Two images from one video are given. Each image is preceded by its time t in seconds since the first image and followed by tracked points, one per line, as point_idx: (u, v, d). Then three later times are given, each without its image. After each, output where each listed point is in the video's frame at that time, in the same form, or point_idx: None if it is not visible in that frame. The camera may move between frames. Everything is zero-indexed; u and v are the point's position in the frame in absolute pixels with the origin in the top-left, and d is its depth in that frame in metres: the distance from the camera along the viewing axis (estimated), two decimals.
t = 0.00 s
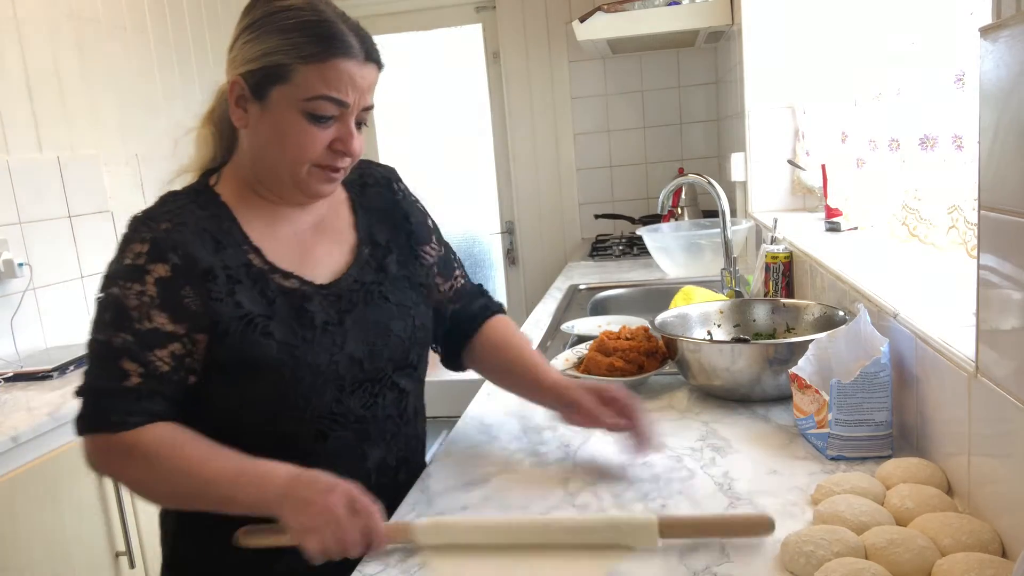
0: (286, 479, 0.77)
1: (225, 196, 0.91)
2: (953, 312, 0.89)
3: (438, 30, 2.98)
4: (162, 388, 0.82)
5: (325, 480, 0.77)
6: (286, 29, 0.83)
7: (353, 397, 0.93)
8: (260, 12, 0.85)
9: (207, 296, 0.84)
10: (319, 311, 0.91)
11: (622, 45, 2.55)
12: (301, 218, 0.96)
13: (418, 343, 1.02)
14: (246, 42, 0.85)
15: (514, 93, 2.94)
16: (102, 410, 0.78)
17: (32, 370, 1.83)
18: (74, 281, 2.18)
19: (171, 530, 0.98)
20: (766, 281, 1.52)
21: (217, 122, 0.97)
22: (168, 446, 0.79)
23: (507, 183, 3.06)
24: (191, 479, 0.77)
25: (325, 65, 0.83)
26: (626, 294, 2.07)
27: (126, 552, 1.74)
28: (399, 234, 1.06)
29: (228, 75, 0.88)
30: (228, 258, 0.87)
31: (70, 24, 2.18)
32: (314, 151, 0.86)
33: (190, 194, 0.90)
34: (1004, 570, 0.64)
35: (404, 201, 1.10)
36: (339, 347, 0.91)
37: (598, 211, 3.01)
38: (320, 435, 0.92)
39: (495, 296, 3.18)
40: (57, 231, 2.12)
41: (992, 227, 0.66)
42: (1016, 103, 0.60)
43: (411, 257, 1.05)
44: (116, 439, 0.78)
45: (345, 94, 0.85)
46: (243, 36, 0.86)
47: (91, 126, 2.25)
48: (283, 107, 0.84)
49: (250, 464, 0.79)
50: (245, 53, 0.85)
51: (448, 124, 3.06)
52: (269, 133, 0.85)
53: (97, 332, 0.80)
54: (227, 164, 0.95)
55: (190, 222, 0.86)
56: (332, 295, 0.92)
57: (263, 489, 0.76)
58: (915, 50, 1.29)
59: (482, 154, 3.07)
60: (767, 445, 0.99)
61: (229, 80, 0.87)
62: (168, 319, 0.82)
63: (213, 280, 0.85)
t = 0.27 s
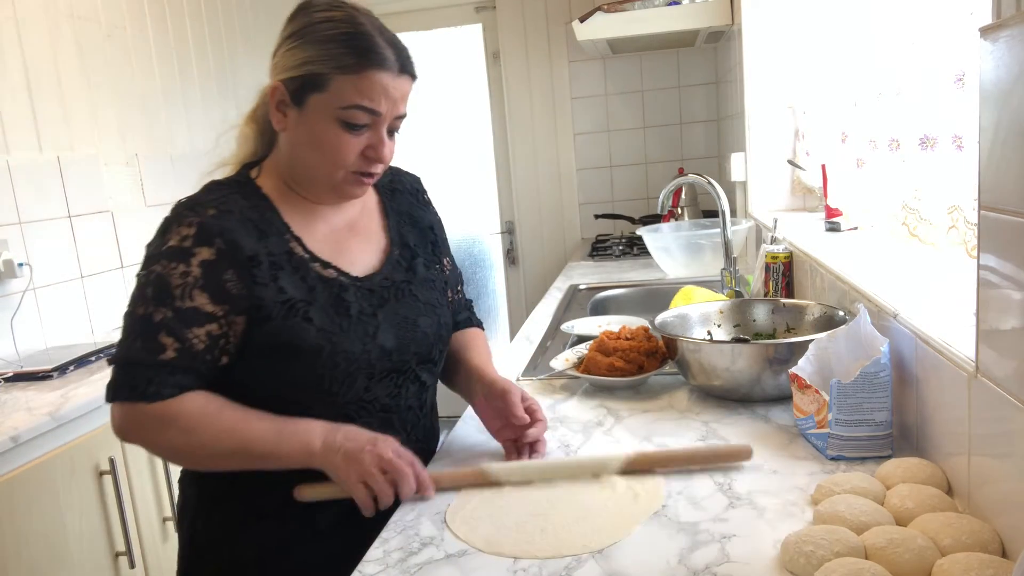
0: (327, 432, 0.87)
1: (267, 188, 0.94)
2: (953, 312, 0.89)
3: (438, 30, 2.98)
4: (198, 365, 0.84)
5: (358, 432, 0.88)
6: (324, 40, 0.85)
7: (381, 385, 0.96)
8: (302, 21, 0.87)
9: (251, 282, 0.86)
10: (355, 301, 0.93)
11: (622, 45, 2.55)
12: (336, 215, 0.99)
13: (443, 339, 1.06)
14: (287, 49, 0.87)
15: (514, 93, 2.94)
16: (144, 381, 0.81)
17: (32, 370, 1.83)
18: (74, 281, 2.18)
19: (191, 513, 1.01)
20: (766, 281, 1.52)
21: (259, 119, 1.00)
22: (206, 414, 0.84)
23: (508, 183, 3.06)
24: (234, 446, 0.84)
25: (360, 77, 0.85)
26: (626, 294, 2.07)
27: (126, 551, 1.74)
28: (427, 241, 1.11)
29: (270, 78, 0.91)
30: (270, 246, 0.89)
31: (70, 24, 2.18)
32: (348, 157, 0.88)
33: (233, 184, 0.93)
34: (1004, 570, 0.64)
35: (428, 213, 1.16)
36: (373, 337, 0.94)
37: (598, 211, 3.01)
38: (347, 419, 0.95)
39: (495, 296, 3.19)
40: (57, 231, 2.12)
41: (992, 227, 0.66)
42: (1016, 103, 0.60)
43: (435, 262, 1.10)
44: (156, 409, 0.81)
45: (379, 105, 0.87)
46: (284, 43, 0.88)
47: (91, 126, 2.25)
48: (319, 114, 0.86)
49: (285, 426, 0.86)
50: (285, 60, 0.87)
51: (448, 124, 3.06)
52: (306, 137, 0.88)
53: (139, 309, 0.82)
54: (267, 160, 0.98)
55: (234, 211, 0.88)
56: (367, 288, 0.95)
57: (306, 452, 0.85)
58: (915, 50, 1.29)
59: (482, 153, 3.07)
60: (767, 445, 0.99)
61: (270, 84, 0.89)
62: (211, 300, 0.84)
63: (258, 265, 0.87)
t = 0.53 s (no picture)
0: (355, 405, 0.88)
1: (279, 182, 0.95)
2: (954, 312, 0.89)
3: (438, 30, 2.98)
4: (221, 350, 0.84)
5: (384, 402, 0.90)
6: (335, 42, 0.85)
7: (392, 375, 0.97)
8: (315, 23, 0.87)
9: (271, 269, 0.87)
10: (367, 292, 0.95)
11: (622, 45, 2.55)
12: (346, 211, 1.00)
13: (448, 333, 1.07)
14: (299, 50, 0.88)
15: (514, 93, 2.94)
16: (173, 367, 0.80)
17: (32, 370, 1.83)
18: (74, 281, 2.18)
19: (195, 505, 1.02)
20: (766, 281, 1.52)
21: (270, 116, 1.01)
22: (237, 396, 0.84)
23: (508, 183, 3.06)
24: (269, 423, 0.84)
25: (370, 78, 0.85)
26: (626, 294, 2.07)
27: (126, 552, 1.74)
28: (431, 241, 1.13)
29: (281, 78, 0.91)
30: (287, 236, 0.90)
31: (70, 24, 2.18)
32: (357, 156, 0.89)
33: (245, 176, 0.93)
34: (1004, 570, 0.64)
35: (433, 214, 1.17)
36: (386, 327, 0.95)
37: (598, 211, 3.01)
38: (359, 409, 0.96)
39: (495, 296, 3.19)
40: (57, 231, 2.12)
41: (992, 227, 0.66)
42: (1016, 103, 0.60)
43: (440, 262, 1.12)
44: (189, 394, 0.81)
45: (388, 106, 0.87)
46: (296, 46, 0.89)
47: (91, 126, 2.25)
48: (330, 115, 0.86)
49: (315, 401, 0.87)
50: (297, 61, 0.87)
51: (448, 125, 3.06)
52: (316, 137, 0.88)
53: (161, 295, 0.81)
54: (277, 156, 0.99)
55: (252, 200, 0.89)
56: (378, 281, 0.96)
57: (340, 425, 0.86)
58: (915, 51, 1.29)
59: (482, 153, 3.07)
60: (767, 445, 0.99)
61: (281, 83, 0.89)
62: (234, 286, 0.84)
63: (277, 253, 0.88)
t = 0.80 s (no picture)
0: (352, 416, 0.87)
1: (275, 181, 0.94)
2: (954, 312, 0.89)
3: (438, 30, 2.99)
4: (220, 348, 0.84)
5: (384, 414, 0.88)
6: (330, 41, 0.85)
7: (393, 374, 0.98)
8: (308, 22, 0.87)
9: (271, 267, 0.87)
10: (367, 290, 0.95)
11: (623, 45, 2.55)
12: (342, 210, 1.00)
13: (446, 332, 1.08)
14: (293, 50, 0.87)
15: (514, 93, 2.94)
16: (171, 363, 0.80)
17: (32, 370, 1.83)
18: (74, 281, 2.18)
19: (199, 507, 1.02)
20: (766, 281, 1.52)
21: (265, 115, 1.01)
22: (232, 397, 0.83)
23: (508, 183, 3.06)
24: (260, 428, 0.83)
25: (365, 78, 0.85)
26: (626, 294, 2.07)
27: (126, 551, 1.74)
28: (426, 241, 1.13)
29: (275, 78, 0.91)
30: (286, 234, 0.90)
31: (70, 24, 2.18)
32: (353, 155, 0.89)
33: (242, 174, 0.92)
34: (1004, 570, 0.64)
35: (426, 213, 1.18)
36: (386, 325, 0.95)
37: (598, 211, 3.01)
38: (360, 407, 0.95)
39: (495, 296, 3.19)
40: (57, 231, 2.12)
41: (992, 227, 0.66)
42: (1016, 103, 0.60)
43: (436, 261, 1.12)
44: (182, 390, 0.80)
45: (384, 104, 0.87)
46: (290, 44, 0.88)
47: (91, 126, 2.25)
48: (325, 114, 0.86)
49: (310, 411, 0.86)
50: (291, 61, 0.87)
51: (448, 125, 3.06)
52: (312, 136, 0.88)
53: (160, 292, 0.81)
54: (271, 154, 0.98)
55: (250, 198, 0.89)
56: (377, 280, 0.97)
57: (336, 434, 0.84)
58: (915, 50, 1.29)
59: (482, 154, 3.07)
60: (767, 445, 0.99)
61: (275, 83, 0.89)
62: (233, 283, 0.84)
63: (277, 251, 0.88)
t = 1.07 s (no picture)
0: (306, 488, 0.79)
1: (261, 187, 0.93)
2: (953, 312, 0.89)
3: (438, 30, 2.99)
4: (197, 363, 0.82)
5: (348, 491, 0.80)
6: (310, 40, 0.83)
7: (385, 383, 0.97)
8: (288, 21, 0.86)
9: (253, 280, 0.86)
10: (357, 299, 0.94)
11: (623, 45, 2.55)
12: (331, 214, 0.99)
13: (440, 338, 1.08)
14: (273, 50, 0.86)
15: (514, 93, 2.93)
16: (138, 377, 0.77)
17: (32, 370, 1.82)
18: (74, 281, 2.18)
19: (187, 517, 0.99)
20: (766, 281, 1.52)
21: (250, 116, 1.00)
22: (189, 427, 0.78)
23: (508, 183, 3.06)
24: (205, 467, 0.76)
25: (347, 77, 0.83)
26: (626, 294, 2.07)
27: (126, 551, 1.75)
28: (419, 240, 1.13)
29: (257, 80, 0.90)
30: (271, 245, 0.89)
31: (71, 24, 2.18)
32: (338, 157, 0.87)
33: (227, 183, 0.92)
34: (1004, 570, 0.64)
35: (421, 210, 1.17)
36: (377, 334, 0.95)
37: (598, 211, 3.01)
38: (352, 418, 0.95)
39: (495, 296, 3.19)
40: (57, 231, 2.12)
41: (992, 227, 0.66)
42: (1016, 103, 0.60)
43: (429, 261, 1.12)
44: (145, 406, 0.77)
45: (368, 104, 0.86)
46: (269, 43, 0.87)
47: (91, 126, 2.25)
48: (308, 116, 0.85)
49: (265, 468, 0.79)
50: (272, 62, 0.86)
51: (448, 125, 3.06)
52: (296, 139, 0.87)
53: (135, 304, 0.80)
54: (259, 158, 0.97)
55: (233, 208, 0.88)
56: (367, 288, 0.96)
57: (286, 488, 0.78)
58: (915, 51, 1.29)
59: (482, 154, 3.07)
60: (767, 445, 0.99)
61: (257, 85, 0.88)
62: (209, 296, 0.83)
63: (261, 264, 0.87)
